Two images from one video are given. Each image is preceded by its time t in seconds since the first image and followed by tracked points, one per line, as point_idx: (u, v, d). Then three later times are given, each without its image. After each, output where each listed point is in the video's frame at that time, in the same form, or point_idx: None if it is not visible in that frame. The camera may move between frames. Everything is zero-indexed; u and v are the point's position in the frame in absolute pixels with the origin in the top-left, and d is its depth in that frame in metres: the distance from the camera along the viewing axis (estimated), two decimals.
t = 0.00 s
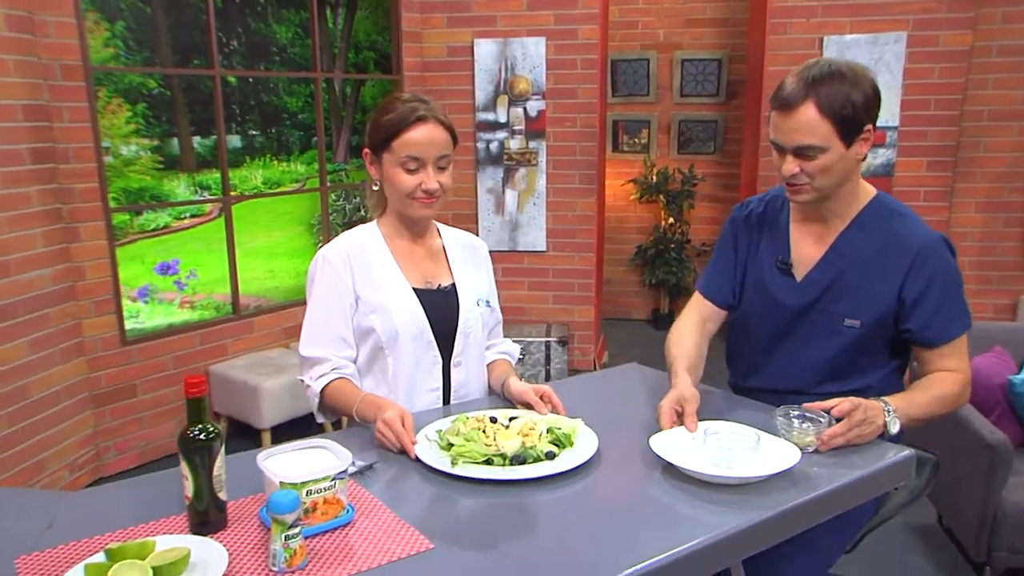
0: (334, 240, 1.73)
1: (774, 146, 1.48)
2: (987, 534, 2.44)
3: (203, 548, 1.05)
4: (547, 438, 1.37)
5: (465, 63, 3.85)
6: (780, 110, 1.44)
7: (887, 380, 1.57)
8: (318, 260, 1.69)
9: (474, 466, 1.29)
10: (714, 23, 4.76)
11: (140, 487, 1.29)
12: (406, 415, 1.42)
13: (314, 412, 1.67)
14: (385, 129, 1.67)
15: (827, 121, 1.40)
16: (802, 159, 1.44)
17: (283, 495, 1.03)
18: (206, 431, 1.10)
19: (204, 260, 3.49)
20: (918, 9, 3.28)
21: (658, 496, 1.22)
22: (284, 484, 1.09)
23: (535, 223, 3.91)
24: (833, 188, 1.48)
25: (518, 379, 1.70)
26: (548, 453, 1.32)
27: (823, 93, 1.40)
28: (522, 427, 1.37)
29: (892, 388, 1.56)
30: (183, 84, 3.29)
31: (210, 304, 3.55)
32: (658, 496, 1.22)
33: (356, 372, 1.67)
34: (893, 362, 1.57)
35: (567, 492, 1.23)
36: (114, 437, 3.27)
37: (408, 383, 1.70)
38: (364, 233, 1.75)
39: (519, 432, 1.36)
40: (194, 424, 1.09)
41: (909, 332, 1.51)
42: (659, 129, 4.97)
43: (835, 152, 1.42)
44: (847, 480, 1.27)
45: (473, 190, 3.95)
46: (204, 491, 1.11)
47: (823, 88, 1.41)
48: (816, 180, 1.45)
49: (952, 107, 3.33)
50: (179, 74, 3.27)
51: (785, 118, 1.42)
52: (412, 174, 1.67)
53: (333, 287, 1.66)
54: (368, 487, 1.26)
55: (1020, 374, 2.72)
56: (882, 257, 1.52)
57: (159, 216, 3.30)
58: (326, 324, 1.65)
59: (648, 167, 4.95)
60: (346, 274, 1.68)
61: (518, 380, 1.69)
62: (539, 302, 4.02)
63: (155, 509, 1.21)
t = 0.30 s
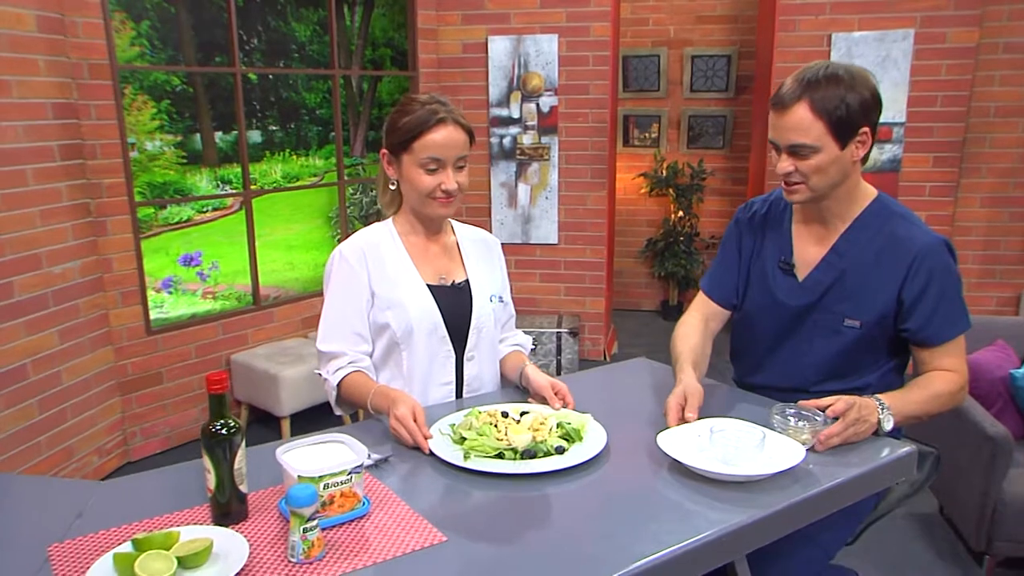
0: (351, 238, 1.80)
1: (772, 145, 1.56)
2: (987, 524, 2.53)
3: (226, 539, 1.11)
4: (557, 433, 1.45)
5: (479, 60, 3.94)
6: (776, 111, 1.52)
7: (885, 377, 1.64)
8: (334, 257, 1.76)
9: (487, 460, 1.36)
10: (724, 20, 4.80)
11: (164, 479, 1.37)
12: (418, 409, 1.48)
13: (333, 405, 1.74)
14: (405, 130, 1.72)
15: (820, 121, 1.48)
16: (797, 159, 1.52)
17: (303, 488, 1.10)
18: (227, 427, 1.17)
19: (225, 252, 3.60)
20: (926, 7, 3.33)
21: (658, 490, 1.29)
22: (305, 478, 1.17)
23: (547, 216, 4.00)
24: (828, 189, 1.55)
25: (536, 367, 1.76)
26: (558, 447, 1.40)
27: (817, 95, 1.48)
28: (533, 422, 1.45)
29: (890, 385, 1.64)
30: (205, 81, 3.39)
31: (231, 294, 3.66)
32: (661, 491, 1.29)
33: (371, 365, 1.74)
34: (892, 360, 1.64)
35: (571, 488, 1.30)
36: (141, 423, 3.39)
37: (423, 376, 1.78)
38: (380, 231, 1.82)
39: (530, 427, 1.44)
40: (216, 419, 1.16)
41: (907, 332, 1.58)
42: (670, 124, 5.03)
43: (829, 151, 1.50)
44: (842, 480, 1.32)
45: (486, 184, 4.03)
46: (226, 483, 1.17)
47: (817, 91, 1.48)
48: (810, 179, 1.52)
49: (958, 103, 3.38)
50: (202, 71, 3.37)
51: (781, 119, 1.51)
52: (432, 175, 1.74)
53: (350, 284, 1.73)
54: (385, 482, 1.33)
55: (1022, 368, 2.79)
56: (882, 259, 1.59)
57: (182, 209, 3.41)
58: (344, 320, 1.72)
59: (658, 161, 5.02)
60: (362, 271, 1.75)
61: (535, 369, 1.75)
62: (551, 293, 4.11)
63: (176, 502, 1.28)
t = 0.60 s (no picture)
0: (362, 237, 1.88)
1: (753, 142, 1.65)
2: (986, 515, 2.60)
3: (242, 529, 1.16)
4: (567, 426, 1.50)
5: (489, 57, 4.02)
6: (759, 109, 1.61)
7: (880, 370, 1.71)
8: (346, 256, 1.84)
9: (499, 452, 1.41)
10: (731, 17, 4.84)
11: (183, 470, 1.41)
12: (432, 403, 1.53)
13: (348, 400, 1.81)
14: (422, 132, 1.78)
15: (794, 122, 1.55)
16: (770, 156, 1.60)
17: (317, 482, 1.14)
18: (245, 422, 1.21)
19: (243, 245, 3.70)
20: (930, 5, 3.38)
21: (657, 484, 1.33)
22: (318, 471, 1.20)
23: (556, 210, 4.08)
24: (800, 189, 1.62)
25: (547, 364, 1.83)
26: (568, 441, 1.44)
27: (796, 96, 1.56)
28: (544, 416, 1.50)
29: (883, 376, 1.71)
30: (223, 79, 3.48)
31: (248, 286, 3.76)
32: (669, 482, 1.34)
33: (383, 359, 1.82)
34: (885, 353, 1.71)
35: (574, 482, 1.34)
36: (162, 411, 3.50)
37: (433, 370, 1.86)
38: (390, 229, 1.89)
39: (541, 420, 1.49)
40: (234, 415, 1.20)
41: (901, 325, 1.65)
42: (677, 120, 5.08)
43: (801, 152, 1.57)
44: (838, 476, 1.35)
45: (497, 178, 4.11)
46: (243, 475, 1.21)
47: (797, 93, 1.56)
48: (780, 177, 1.60)
49: (962, 100, 3.44)
50: (220, 70, 3.45)
51: (760, 116, 1.60)
52: (445, 177, 1.79)
53: (361, 282, 1.81)
54: (396, 475, 1.38)
55: (1021, 362, 2.86)
56: (872, 259, 1.64)
57: (201, 203, 3.50)
58: (356, 316, 1.80)
59: (666, 156, 5.08)
60: (373, 269, 1.82)
61: (546, 365, 1.82)
62: (560, 286, 4.19)
63: (195, 492, 1.32)
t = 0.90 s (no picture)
0: (374, 234, 1.96)
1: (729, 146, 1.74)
2: (984, 504, 2.68)
3: (263, 518, 1.24)
4: (600, 415, 1.59)
5: (503, 53, 4.11)
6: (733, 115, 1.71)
7: (867, 359, 1.79)
8: (360, 253, 1.92)
9: (537, 441, 1.50)
10: (740, 13, 4.89)
11: (205, 460, 1.50)
12: (467, 394, 1.61)
13: (368, 393, 1.90)
14: (438, 132, 1.85)
15: (765, 129, 1.65)
16: (745, 160, 1.70)
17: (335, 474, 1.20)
18: (264, 416, 1.29)
19: (262, 237, 3.80)
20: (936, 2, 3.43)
21: (654, 479, 1.39)
22: (336, 463, 1.27)
23: (566, 203, 4.17)
24: (775, 191, 1.72)
25: (567, 354, 1.93)
26: (602, 429, 1.53)
27: (766, 103, 1.65)
28: (577, 406, 1.59)
29: (870, 365, 1.79)
30: (242, 75, 3.57)
31: (267, 277, 3.87)
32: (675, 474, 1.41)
33: (399, 353, 1.92)
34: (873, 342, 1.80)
35: (582, 475, 1.41)
36: (184, 398, 3.62)
37: (446, 363, 1.96)
38: (401, 226, 1.98)
39: (575, 410, 1.58)
40: (253, 409, 1.28)
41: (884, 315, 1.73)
42: (685, 114, 5.16)
43: (773, 157, 1.66)
44: (830, 472, 1.41)
45: (509, 172, 4.20)
46: (264, 466, 1.29)
47: (768, 100, 1.65)
48: (755, 180, 1.70)
49: (966, 96, 3.49)
50: (239, 66, 3.55)
51: (733, 122, 1.69)
52: (461, 175, 1.87)
53: (375, 279, 1.89)
54: (411, 465, 1.46)
55: (1021, 355, 2.94)
56: (853, 253, 1.72)
57: (221, 196, 3.60)
58: (373, 312, 1.89)
59: (674, 150, 5.14)
60: (386, 266, 1.91)
61: (566, 355, 1.92)
62: (570, 277, 4.28)
63: (217, 481, 1.41)
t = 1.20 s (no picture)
0: (386, 233, 2.04)
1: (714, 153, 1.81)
2: (984, 496, 2.75)
3: (282, 509, 1.26)
4: (624, 407, 1.65)
5: (514, 50, 4.19)
6: (717, 123, 1.78)
7: (861, 354, 1.87)
8: (373, 251, 2.00)
9: (562, 431, 1.56)
10: (748, 10, 4.94)
11: (227, 450, 1.53)
12: (494, 387, 1.68)
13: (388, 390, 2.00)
14: (456, 134, 1.93)
15: (750, 137, 1.72)
16: (732, 167, 1.77)
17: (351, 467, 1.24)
18: (283, 408, 1.31)
19: (279, 230, 3.90)
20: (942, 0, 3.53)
21: (660, 474, 1.42)
22: (353, 456, 1.31)
23: (576, 197, 4.25)
24: (761, 197, 1.80)
25: (588, 348, 2.00)
26: (626, 420, 1.59)
27: (750, 111, 1.72)
28: (602, 398, 1.65)
29: (865, 359, 1.87)
30: (260, 73, 3.66)
31: (283, 269, 3.97)
32: (682, 467, 1.45)
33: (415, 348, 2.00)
34: (867, 338, 1.88)
35: (591, 467, 1.45)
36: (204, 387, 3.73)
37: (459, 356, 2.05)
38: (412, 225, 2.06)
39: (600, 401, 1.64)
40: (273, 401, 1.30)
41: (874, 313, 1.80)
42: (694, 111, 5.19)
43: (758, 163, 1.74)
44: (831, 467, 1.44)
45: (520, 167, 4.29)
46: (281, 458, 1.32)
47: (750, 108, 1.72)
48: (742, 186, 1.77)
49: (972, 93, 3.60)
50: (257, 64, 3.63)
51: (718, 130, 1.76)
52: (478, 177, 1.95)
53: (389, 277, 1.97)
54: (424, 457, 1.49)
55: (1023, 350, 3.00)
56: (839, 253, 1.79)
57: (239, 191, 3.70)
58: (388, 309, 1.97)
59: (682, 146, 5.20)
60: (399, 264, 1.99)
61: (587, 350, 1.99)
62: (579, 270, 4.37)
63: (239, 470, 1.43)
